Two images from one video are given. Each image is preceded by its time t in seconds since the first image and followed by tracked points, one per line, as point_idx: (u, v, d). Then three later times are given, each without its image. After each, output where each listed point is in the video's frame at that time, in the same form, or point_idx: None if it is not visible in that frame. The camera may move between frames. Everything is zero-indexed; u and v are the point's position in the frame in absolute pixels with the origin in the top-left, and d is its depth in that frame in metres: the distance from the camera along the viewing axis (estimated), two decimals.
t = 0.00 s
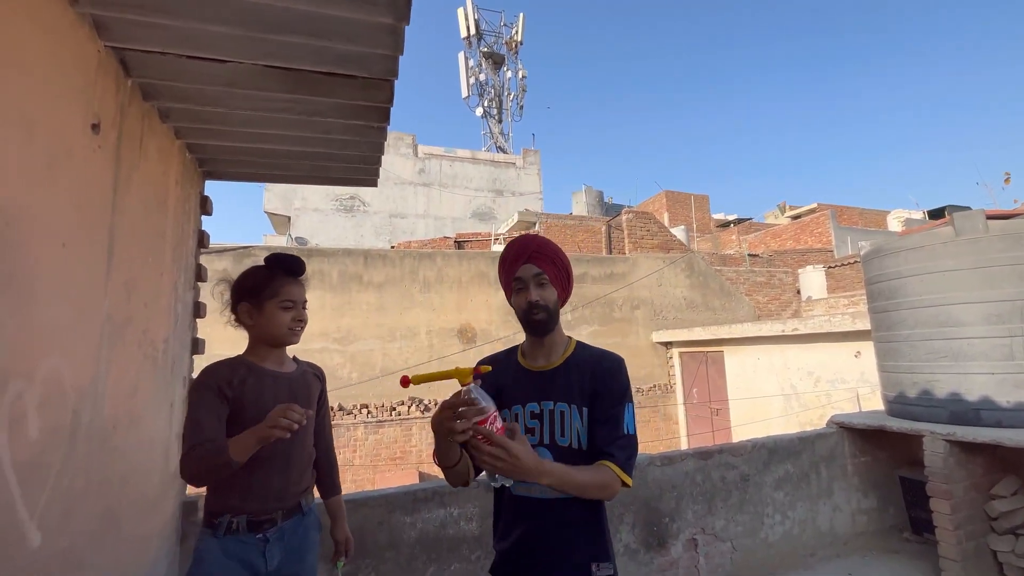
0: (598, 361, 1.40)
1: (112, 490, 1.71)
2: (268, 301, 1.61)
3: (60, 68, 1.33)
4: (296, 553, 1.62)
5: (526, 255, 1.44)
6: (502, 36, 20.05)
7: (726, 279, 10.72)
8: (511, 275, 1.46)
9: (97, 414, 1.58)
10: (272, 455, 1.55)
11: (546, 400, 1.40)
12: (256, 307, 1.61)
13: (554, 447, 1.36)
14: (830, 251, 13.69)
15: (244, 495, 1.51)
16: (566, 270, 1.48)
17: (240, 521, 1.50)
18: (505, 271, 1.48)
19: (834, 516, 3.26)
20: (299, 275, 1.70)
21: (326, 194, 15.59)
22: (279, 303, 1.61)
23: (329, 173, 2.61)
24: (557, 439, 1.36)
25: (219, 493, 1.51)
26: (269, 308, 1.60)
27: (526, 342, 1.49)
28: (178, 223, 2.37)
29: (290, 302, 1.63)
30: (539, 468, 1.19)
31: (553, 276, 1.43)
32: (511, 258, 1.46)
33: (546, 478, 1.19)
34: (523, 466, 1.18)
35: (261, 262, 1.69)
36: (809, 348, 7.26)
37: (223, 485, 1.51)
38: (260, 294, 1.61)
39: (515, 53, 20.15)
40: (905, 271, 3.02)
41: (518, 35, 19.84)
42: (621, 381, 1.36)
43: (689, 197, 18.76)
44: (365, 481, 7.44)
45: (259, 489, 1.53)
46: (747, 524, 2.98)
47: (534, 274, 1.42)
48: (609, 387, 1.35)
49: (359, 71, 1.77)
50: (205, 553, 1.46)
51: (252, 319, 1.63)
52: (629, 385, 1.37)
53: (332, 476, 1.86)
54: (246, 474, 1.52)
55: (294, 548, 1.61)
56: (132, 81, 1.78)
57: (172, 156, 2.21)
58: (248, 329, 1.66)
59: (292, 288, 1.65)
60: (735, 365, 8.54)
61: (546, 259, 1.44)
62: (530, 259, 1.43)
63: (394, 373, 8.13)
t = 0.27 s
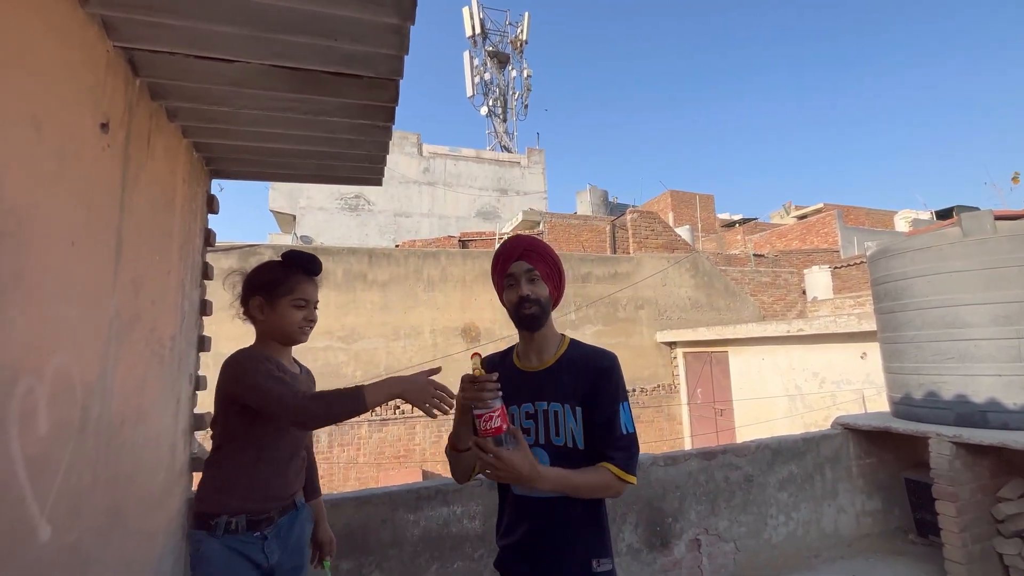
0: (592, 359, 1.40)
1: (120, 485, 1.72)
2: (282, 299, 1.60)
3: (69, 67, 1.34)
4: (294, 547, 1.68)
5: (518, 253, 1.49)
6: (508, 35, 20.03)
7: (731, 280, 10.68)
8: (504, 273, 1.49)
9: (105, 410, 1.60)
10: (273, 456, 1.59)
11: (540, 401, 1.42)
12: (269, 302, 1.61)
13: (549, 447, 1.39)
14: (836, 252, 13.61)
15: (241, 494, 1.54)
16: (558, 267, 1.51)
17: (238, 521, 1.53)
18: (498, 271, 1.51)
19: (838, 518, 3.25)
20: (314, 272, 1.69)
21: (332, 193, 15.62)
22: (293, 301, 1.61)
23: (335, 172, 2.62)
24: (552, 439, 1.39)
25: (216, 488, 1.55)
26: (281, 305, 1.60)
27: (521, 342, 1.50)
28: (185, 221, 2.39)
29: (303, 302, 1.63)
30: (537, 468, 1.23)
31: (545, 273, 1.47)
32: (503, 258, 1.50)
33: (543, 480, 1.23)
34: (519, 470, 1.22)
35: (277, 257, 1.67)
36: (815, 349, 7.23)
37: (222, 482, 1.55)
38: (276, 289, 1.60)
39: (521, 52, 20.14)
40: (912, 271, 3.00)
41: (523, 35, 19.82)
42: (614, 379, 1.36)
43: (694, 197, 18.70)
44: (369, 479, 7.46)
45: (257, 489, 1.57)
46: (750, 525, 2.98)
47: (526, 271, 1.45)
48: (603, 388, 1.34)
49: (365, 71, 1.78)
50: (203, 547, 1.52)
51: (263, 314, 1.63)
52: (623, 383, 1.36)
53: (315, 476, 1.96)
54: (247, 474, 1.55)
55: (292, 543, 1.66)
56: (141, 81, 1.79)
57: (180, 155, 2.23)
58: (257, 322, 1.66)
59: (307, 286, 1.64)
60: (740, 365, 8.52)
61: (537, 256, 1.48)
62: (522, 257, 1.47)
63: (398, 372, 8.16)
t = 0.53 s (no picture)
0: (591, 359, 1.38)
1: (122, 482, 1.73)
2: (294, 295, 1.53)
3: (72, 66, 1.34)
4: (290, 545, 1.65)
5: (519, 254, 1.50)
6: (509, 34, 20.03)
7: (732, 280, 10.69)
8: (505, 274, 1.50)
9: (107, 408, 1.61)
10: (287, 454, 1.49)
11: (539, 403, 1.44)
12: (280, 296, 1.53)
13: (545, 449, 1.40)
14: (837, 252, 13.61)
15: (254, 493, 1.41)
16: (559, 268, 1.51)
17: (262, 521, 1.44)
18: (499, 273, 1.53)
19: (837, 518, 3.25)
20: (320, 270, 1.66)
21: (332, 192, 15.63)
22: (303, 300, 1.55)
23: (336, 171, 2.63)
24: (548, 442, 1.40)
25: (218, 487, 1.40)
26: (292, 303, 1.53)
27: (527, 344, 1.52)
28: (187, 219, 2.40)
29: (314, 299, 1.58)
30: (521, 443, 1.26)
31: (546, 273, 1.47)
32: (504, 258, 1.51)
33: (529, 456, 1.25)
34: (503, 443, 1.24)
35: (282, 251, 1.60)
36: (815, 349, 7.23)
37: (227, 480, 1.40)
38: (285, 286, 1.53)
39: (522, 51, 20.14)
40: (912, 272, 3.00)
41: (524, 34, 19.82)
42: (609, 384, 1.30)
43: (695, 197, 18.70)
44: (369, 478, 7.48)
45: (270, 488, 1.45)
46: (749, 525, 2.98)
47: (526, 271, 1.46)
48: (599, 389, 1.32)
49: (366, 71, 1.78)
50: (218, 553, 1.37)
51: (271, 310, 1.53)
52: (620, 384, 1.31)
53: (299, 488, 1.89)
54: (260, 471, 1.43)
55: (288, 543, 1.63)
56: (142, 80, 1.80)
57: (181, 154, 2.23)
58: (261, 317, 1.55)
59: (314, 284, 1.59)
60: (740, 365, 8.52)
61: (538, 257, 1.48)
62: (522, 257, 1.48)
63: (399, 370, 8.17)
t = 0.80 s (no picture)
0: (586, 356, 1.32)
1: (115, 481, 1.73)
2: (296, 292, 1.52)
3: (67, 62, 1.34)
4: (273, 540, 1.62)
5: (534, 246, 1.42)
6: (507, 34, 20.03)
7: (728, 280, 10.71)
8: (518, 265, 1.44)
9: (100, 405, 1.60)
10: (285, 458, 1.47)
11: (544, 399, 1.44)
12: (280, 292, 1.49)
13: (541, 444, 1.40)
14: (833, 253, 13.66)
15: (260, 496, 1.37)
16: (574, 261, 1.44)
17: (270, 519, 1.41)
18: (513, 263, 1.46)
19: (831, 518, 3.27)
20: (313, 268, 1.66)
21: (329, 191, 15.61)
22: (302, 297, 1.53)
23: (332, 170, 2.62)
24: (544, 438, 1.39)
25: (222, 492, 1.32)
26: (291, 301, 1.51)
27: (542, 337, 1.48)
28: (182, 217, 2.39)
29: (311, 297, 1.58)
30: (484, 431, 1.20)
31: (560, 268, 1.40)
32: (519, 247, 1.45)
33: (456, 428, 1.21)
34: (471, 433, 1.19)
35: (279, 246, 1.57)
36: (810, 350, 7.26)
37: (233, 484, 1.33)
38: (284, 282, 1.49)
39: (520, 51, 20.15)
40: (907, 273, 3.02)
41: (522, 34, 19.82)
42: (586, 376, 1.26)
43: (692, 198, 18.75)
44: (364, 477, 7.47)
45: (275, 489, 1.42)
46: (744, 524, 2.99)
47: (539, 265, 1.39)
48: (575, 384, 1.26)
49: (363, 69, 1.78)
50: (234, 557, 1.33)
51: (269, 305, 1.48)
52: (595, 384, 1.23)
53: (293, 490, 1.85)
54: (265, 475, 1.38)
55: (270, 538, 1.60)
56: (138, 77, 1.79)
57: (177, 151, 2.22)
58: (255, 312, 1.49)
59: (311, 280, 1.57)
60: (736, 365, 8.55)
61: (552, 250, 1.41)
62: (536, 249, 1.41)
63: (395, 369, 8.16)
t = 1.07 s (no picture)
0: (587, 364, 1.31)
1: (104, 480, 1.71)
2: (277, 288, 1.51)
3: (58, 58, 1.33)
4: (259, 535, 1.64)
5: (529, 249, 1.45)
6: (503, 35, 20.05)
7: (721, 282, 10.78)
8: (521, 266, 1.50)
9: (90, 404, 1.59)
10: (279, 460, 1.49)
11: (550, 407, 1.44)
12: (260, 288, 1.48)
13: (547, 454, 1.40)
14: (824, 256, 13.77)
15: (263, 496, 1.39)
16: (563, 264, 1.38)
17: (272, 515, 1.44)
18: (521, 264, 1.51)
19: (821, 518, 3.30)
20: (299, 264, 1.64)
21: (323, 189, 15.54)
22: (284, 293, 1.53)
23: (326, 169, 2.62)
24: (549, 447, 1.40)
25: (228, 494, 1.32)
26: (273, 297, 1.50)
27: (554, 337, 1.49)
28: (174, 215, 2.38)
29: (294, 294, 1.57)
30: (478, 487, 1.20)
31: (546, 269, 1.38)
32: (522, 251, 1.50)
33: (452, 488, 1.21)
34: (469, 495, 1.18)
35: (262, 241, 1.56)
36: (801, 352, 7.32)
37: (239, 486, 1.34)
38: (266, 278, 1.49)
39: (515, 52, 20.17)
40: (896, 276, 3.06)
41: (517, 35, 19.84)
42: (582, 391, 1.24)
43: (686, 200, 18.84)
44: (356, 477, 7.45)
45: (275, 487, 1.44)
46: (734, 524, 3.01)
47: (528, 269, 1.43)
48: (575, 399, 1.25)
49: (358, 68, 1.78)
50: (242, 555, 1.34)
51: (248, 301, 1.47)
52: (594, 396, 1.21)
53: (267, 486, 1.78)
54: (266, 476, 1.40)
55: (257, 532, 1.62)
56: (130, 73, 1.78)
57: (169, 149, 2.21)
58: (235, 307, 1.48)
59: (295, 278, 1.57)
60: (728, 367, 8.60)
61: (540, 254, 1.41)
62: (529, 252, 1.44)
63: (388, 369, 8.15)
